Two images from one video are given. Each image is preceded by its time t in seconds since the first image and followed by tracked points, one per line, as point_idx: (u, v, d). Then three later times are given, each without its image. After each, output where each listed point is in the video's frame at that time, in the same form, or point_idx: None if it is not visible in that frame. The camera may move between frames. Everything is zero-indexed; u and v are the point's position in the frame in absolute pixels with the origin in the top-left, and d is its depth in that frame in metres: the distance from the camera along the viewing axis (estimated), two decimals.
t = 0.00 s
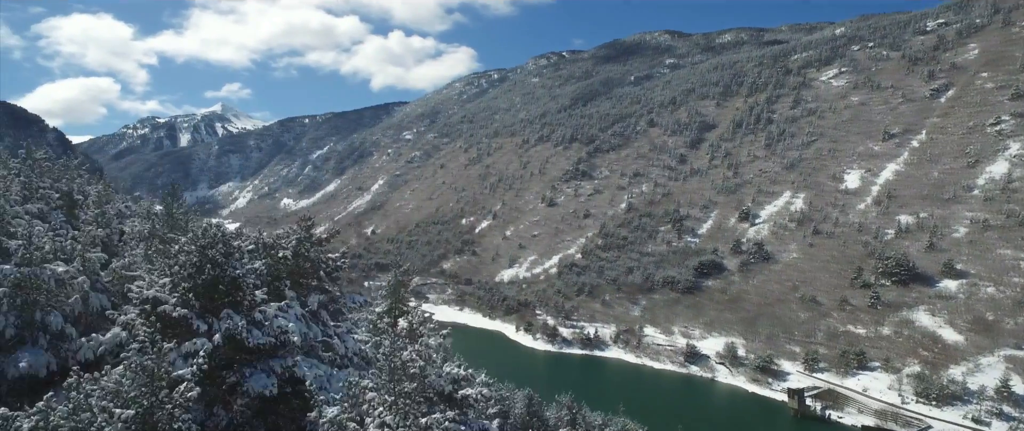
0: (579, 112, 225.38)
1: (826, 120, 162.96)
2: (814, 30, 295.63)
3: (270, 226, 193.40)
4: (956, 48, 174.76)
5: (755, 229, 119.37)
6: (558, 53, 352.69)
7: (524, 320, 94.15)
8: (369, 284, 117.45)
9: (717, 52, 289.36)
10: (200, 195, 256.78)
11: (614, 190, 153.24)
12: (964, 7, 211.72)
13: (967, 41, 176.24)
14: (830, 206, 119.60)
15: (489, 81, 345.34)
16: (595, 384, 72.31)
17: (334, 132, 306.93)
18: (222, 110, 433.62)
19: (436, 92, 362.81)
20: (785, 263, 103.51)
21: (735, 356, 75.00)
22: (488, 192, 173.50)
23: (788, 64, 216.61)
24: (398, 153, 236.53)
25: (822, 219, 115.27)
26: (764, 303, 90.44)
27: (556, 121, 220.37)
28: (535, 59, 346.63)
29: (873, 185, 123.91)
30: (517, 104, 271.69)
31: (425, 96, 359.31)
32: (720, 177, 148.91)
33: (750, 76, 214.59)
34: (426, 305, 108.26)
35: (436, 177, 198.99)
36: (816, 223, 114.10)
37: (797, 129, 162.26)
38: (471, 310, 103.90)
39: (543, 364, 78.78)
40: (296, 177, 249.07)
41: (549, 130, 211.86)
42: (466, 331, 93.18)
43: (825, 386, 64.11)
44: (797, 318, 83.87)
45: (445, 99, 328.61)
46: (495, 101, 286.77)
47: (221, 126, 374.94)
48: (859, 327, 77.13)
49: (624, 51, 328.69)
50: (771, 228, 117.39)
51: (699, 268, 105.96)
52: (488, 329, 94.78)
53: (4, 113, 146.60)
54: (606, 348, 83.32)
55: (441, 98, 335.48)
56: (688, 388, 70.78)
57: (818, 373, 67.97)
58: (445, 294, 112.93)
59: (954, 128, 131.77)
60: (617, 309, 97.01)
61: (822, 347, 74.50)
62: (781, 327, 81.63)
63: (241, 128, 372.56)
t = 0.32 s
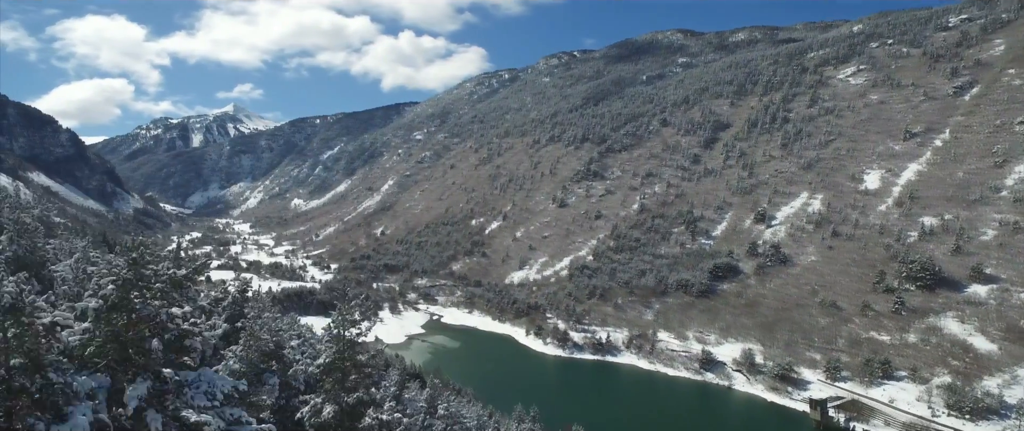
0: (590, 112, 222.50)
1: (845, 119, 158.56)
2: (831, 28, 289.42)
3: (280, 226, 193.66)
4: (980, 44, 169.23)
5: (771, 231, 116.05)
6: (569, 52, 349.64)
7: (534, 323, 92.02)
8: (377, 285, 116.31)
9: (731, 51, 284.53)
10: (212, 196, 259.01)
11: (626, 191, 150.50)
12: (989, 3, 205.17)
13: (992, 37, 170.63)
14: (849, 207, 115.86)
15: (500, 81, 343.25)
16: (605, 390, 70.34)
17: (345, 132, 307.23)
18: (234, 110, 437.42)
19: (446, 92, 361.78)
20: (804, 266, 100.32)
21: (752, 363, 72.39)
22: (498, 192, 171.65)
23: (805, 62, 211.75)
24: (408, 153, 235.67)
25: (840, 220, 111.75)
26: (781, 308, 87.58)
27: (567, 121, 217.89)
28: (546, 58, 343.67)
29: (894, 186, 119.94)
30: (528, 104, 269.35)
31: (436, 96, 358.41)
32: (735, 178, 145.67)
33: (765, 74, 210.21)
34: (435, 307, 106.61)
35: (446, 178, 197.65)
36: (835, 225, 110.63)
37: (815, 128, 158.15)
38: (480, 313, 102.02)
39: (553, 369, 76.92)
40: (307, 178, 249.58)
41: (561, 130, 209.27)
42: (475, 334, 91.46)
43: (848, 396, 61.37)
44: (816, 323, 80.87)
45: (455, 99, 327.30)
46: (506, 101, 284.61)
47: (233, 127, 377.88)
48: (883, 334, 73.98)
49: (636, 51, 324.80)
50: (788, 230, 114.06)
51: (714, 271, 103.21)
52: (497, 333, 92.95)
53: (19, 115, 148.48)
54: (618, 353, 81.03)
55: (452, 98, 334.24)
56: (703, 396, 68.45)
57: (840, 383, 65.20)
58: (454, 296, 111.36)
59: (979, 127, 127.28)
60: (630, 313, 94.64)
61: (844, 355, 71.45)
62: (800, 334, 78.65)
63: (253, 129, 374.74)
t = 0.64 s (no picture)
0: (601, 111, 219.82)
1: (864, 118, 154.31)
2: (848, 25, 283.17)
3: (290, 226, 193.70)
4: (1005, 40, 163.78)
5: (788, 233, 112.97)
6: (580, 52, 346.58)
7: (543, 326, 90.14)
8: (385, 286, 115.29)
9: (745, 49, 279.64)
10: (223, 195, 260.50)
11: (638, 191, 148.01)
12: None
13: (1017, 33, 165.01)
14: (869, 209, 112.34)
15: (511, 80, 341.09)
16: (613, 398, 67.51)
17: (355, 132, 307.46)
18: (246, 110, 440.92)
19: (456, 92, 360.61)
20: (822, 269, 97.25)
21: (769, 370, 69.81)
22: (508, 193, 169.88)
23: (821, 59, 207.08)
24: (418, 153, 234.79)
25: (860, 222, 108.35)
26: (800, 313, 84.77)
27: (578, 120, 215.49)
28: (557, 57, 340.78)
29: (915, 186, 116.10)
30: (539, 104, 267.21)
31: (445, 95, 357.33)
32: (750, 178, 142.49)
33: (781, 72, 205.90)
34: (443, 309, 105.13)
35: (455, 178, 196.37)
36: (854, 226, 107.31)
37: (832, 127, 154.21)
38: (489, 315, 100.38)
39: (561, 374, 74.52)
40: (317, 178, 249.75)
41: (571, 129, 206.93)
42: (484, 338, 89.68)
43: (873, 408, 58.81)
44: (836, 329, 77.90)
45: (465, 99, 326.11)
46: (516, 101, 282.64)
47: (245, 127, 380.51)
48: (908, 341, 71.04)
49: (648, 49, 320.90)
50: (805, 231, 110.99)
51: (728, 274, 100.63)
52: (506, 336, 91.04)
53: (31, 115, 149.86)
54: (630, 358, 78.75)
55: (462, 98, 333.02)
56: (718, 404, 65.98)
57: (864, 392, 62.57)
58: (463, 297, 109.86)
59: (1005, 125, 122.88)
60: (642, 317, 92.38)
61: (867, 363, 68.58)
62: (820, 339, 75.82)
63: (263, 129, 376.96)
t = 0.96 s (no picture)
0: (613, 109, 216.91)
1: (884, 115, 149.76)
2: (866, 21, 276.36)
3: (300, 226, 193.65)
4: None
5: (806, 234, 109.68)
6: (591, 50, 343.06)
7: (554, 329, 88.22)
8: (394, 287, 114.01)
9: (759, 46, 274.42)
10: (234, 195, 261.87)
11: (650, 190, 145.22)
12: None
13: None
14: (890, 209, 108.55)
15: (522, 79, 338.70)
16: (628, 406, 65.18)
17: (365, 132, 307.57)
18: (257, 110, 444.59)
19: (466, 91, 359.28)
20: (842, 271, 93.94)
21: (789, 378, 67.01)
22: (519, 192, 167.97)
23: (839, 56, 201.99)
24: (429, 152, 233.76)
25: (881, 222, 104.69)
26: (820, 317, 81.81)
27: (589, 119, 212.89)
28: (568, 56, 337.68)
29: (939, 186, 111.93)
30: (550, 102, 264.67)
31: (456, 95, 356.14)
32: (766, 177, 139.04)
33: (797, 69, 201.15)
34: (452, 310, 103.54)
35: (465, 177, 195.01)
36: (875, 227, 103.71)
37: (851, 125, 149.88)
38: (498, 317, 98.63)
39: (573, 379, 72.45)
40: (328, 177, 249.83)
41: (583, 128, 204.36)
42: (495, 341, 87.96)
43: (901, 421, 56.06)
44: (859, 334, 74.83)
45: (476, 98, 324.52)
46: (527, 99, 280.52)
47: (257, 126, 382.94)
48: (936, 348, 67.88)
49: (660, 47, 316.43)
50: (823, 232, 107.66)
51: (744, 276, 97.89)
52: (516, 339, 89.29)
53: (45, 115, 151.07)
54: (643, 363, 76.57)
55: (473, 97, 331.63)
56: (737, 412, 63.51)
57: (889, 403, 59.85)
58: (472, 299, 108.28)
59: None
60: (655, 320, 89.94)
61: (892, 371, 65.65)
62: (842, 346, 72.86)
63: (275, 128, 379.23)
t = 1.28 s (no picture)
0: (625, 108, 214.17)
1: (904, 113, 145.46)
2: (883, 17, 270.16)
3: (310, 226, 193.77)
4: None
5: (823, 235, 106.43)
6: (602, 49, 339.73)
7: (564, 333, 86.19)
8: (403, 288, 112.78)
9: (774, 44, 269.56)
10: (245, 195, 263.39)
11: (663, 191, 142.61)
12: None
13: None
14: (912, 210, 104.94)
15: (532, 78, 336.40)
16: (642, 414, 62.86)
17: (376, 132, 307.76)
18: (269, 110, 448.51)
19: (476, 91, 358.07)
20: (863, 274, 90.75)
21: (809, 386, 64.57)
22: (528, 193, 166.10)
23: (856, 52, 197.21)
24: (438, 152, 232.82)
25: (903, 224, 101.21)
26: (839, 323, 78.86)
27: (600, 118, 210.37)
28: (579, 55, 334.73)
29: (964, 186, 108.05)
30: (561, 101, 262.50)
31: (466, 94, 355.03)
32: (781, 177, 135.81)
33: (813, 67, 196.75)
34: (461, 312, 101.96)
35: (475, 177, 193.68)
36: (896, 229, 100.22)
37: (869, 124, 145.78)
38: (508, 320, 96.79)
39: (584, 387, 70.09)
40: (338, 177, 249.90)
41: (593, 127, 201.97)
42: (504, 345, 85.96)
43: None
44: (882, 341, 71.95)
45: (486, 98, 323.17)
46: (537, 99, 278.62)
47: (269, 126, 385.46)
48: (964, 356, 64.96)
49: (672, 45, 312.56)
50: (842, 234, 104.36)
51: (760, 279, 95.05)
52: (524, 343, 87.43)
53: (58, 115, 152.17)
54: (656, 370, 74.26)
55: (483, 97, 330.15)
56: (754, 423, 61.05)
57: (916, 415, 57.22)
58: (481, 301, 106.56)
59: None
60: (668, 324, 87.54)
61: (917, 380, 62.81)
62: (863, 353, 70.03)
63: (286, 128, 381.37)
